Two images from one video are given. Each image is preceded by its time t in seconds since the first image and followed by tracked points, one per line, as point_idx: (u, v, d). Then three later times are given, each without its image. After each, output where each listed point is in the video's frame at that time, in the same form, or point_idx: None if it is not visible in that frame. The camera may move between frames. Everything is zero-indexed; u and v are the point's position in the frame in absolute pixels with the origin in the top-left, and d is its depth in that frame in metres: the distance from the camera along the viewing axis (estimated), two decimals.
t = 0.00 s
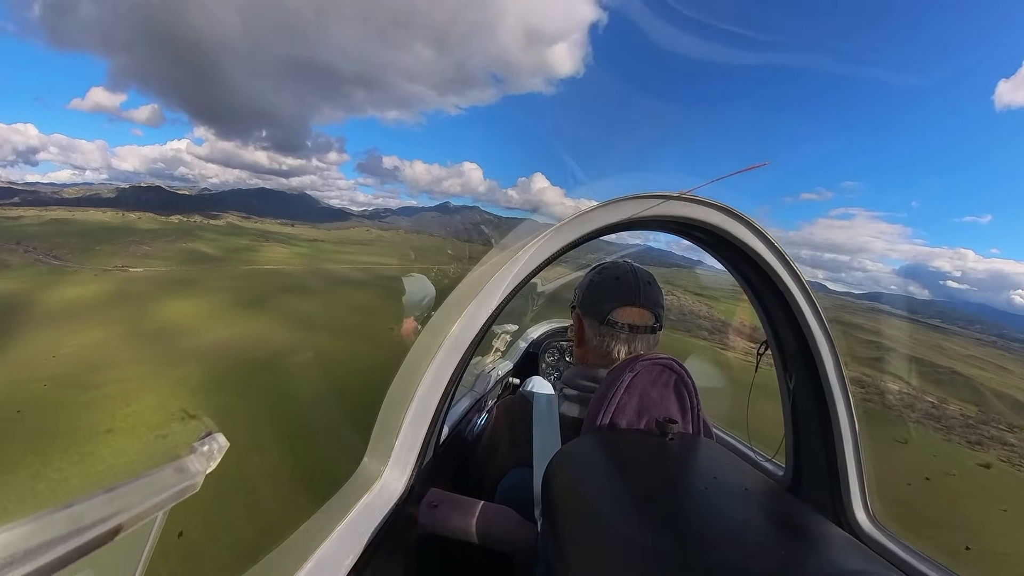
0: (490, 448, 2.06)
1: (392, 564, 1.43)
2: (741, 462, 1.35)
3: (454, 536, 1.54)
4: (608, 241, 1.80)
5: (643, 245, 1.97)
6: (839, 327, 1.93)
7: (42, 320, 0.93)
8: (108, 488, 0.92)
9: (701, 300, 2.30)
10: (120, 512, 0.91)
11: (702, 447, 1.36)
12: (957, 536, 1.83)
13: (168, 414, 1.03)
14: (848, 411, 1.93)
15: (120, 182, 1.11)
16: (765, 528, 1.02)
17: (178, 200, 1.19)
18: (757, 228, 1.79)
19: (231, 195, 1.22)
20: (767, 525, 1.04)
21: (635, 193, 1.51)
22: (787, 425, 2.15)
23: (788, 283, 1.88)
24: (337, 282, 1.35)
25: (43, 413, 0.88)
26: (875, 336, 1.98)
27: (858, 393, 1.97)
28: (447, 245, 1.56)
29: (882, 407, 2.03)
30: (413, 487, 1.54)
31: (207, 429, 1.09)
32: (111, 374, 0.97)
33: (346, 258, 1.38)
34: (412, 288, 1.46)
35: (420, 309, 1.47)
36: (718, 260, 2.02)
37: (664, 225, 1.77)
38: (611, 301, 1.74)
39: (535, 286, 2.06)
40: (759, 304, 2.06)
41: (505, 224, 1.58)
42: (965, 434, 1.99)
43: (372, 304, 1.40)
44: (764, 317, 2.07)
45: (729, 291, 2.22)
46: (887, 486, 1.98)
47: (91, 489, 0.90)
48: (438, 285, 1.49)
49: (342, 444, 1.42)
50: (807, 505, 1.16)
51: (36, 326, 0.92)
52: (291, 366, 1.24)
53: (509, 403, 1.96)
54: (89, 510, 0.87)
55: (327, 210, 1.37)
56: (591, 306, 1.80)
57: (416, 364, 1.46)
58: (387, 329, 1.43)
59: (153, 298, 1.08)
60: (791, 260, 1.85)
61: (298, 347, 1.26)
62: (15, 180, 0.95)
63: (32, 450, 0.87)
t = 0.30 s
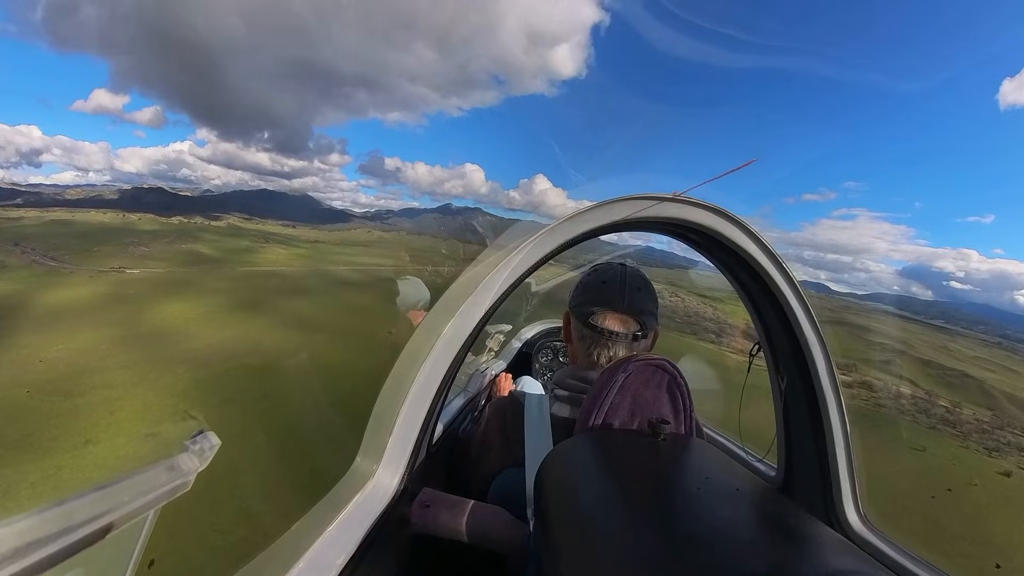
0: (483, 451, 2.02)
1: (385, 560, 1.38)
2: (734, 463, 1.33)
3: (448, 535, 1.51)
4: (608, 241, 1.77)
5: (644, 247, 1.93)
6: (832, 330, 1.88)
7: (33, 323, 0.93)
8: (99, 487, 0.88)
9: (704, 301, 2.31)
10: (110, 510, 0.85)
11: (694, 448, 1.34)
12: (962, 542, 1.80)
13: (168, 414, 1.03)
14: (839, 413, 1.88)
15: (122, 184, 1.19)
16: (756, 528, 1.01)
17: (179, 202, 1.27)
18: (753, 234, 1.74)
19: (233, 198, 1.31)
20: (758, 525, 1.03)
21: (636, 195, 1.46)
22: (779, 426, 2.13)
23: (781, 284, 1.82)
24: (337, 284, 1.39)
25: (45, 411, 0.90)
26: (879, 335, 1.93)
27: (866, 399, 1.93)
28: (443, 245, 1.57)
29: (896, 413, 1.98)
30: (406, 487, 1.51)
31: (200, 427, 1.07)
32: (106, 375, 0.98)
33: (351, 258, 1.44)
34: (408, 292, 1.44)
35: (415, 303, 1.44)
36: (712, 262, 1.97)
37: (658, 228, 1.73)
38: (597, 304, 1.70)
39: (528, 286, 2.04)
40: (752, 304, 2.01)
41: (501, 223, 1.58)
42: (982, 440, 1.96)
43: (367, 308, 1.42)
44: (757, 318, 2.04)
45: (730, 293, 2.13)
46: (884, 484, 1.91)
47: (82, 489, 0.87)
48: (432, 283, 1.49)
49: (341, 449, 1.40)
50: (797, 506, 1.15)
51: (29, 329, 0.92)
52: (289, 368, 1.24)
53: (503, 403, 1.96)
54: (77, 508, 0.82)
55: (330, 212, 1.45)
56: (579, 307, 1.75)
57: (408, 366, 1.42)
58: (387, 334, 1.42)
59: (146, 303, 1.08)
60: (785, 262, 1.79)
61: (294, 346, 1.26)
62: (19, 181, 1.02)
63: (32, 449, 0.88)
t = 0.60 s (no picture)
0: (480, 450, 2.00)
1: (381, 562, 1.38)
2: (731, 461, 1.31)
3: (445, 536, 1.50)
4: (608, 241, 1.75)
5: (647, 248, 1.92)
6: (828, 332, 1.87)
7: (27, 325, 0.91)
8: (94, 489, 0.90)
9: (711, 304, 2.24)
10: (103, 516, 0.88)
11: (690, 446, 1.33)
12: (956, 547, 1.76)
13: (167, 415, 1.02)
14: (835, 412, 1.89)
15: (125, 185, 1.18)
16: (753, 525, 0.99)
17: (181, 204, 1.25)
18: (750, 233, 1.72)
19: (236, 200, 1.30)
20: (755, 522, 1.01)
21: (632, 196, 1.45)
22: (776, 426, 2.11)
23: (777, 284, 1.80)
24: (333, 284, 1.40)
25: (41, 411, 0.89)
26: (891, 338, 1.90)
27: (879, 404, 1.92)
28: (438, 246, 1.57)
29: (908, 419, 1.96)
30: (402, 489, 1.50)
31: (196, 431, 1.06)
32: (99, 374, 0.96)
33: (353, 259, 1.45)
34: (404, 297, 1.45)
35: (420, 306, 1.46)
36: (708, 261, 1.95)
37: (653, 228, 1.70)
38: (593, 303, 1.68)
39: (525, 287, 2.02)
40: (748, 303, 1.99)
41: (498, 224, 1.56)
42: (1000, 446, 1.95)
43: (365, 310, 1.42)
44: (752, 316, 2.02)
45: (728, 294, 2.09)
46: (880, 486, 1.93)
47: (75, 493, 0.88)
48: (428, 285, 1.49)
49: (338, 449, 1.41)
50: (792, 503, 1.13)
51: (22, 330, 0.91)
52: (285, 370, 1.23)
53: (500, 402, 1.91)
54: (71, 513, 0.85)
55: (333, 213, 1.44)
56: (575, 305, 1.74)
57: (407, 366, 1.43)
58: (386, 339, 1.43)
59: (143, 306, 1.07)
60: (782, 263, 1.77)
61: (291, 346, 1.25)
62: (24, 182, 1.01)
63: (29, 453, 0.87)
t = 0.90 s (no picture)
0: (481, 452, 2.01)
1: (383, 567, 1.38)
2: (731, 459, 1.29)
3: (448, 539, 1.49)
4: (610, 241, 1.73)
5: (649, 249, 1.91)
6: (829, 332, 1.82)
7: (23, 326, 0.91)
8: (92, 497, 0.89)
9: (715, 305, 2.20)
10: (101, 523, 0.87)
11: (691, 445, 1.31)
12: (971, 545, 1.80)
13: (161, 417, 1.01)
14: (836, 411, 1.85)
15: (127, 187, 1.16)
16: (753, 523, 0.97)
17: (185, 205, 1.22)
18: (748, 233, 1.69)
19: (238, 201, 1.26)
20: (756, 520, 0.99)
21: (629, 196, 1.44)
22: (776, 425, 2.08)
23: (776, 284, 1.77)
24: (331, 286, 1.38)
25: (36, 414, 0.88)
26: (907, 342, 1.90)
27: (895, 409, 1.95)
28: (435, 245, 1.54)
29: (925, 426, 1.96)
30: (402, 491, 1.49)
31: (194, 436, 1.06)
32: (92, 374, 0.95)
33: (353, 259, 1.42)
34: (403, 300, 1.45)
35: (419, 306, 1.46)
36: (706, 260, 1.91)
37: (649, 228, 1.68)
38: (594, 303, 1.67)
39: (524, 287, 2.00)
40: (746, 301, 1.95)
41: (497, 225, 1.54)
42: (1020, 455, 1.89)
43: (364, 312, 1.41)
44: (751, 314, 1.98)
45: (727, 295, 2.07)
46: (880, 484, 1.93)
47: (73, 500, 0.87)
48: (426, 287, 1.48)
49: (338, 450, 1.41)
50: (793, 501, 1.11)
51: (20, 332, 0.91)
52: (282, 372, 1.22)
53: (500, 403, 1.92)
54: (69, 520, 0.84)
55: (335, 214, 1.38)
56: (577, 305, 1.72)
57: (408, 366, 1.43)
58: (384, 342, 1.42)
59: (136, 307, 1.08)
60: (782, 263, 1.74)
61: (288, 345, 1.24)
62: (24, 183, 1.00)
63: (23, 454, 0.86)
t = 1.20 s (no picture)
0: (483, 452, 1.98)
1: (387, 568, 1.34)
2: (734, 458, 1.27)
3: (451, 540, 1.47)
4: (612, 242, 1.72)
5: (652, 250, 1.89)
6: (832, 331, 1.79)
7: (15, 327, 0.90)
8: (93, 500, 0.85)
9: (719, 306, 2.18)
10: (106, 525, 0.83)
11: (693, 445, 1.28)
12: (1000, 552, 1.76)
13: (159, 416, 1.00)
14: (836, 405, 1.82)
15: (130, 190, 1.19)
16: (755, 521, 0.96)
17: (185, 206, 1.24)
18: (750, 231, 1.67)
19: (240, 203, 1.29)
20: (758, 518, 0.97)
21: (629, 194, 1.43)
22: (779, 422, 2.06)
23: (779, 283, 1.74)
24: (330, 288, 1.39)
25: (33, 415, 0.87)
26: (915, 346, 1.90)
27: (911, 415, 1.96)
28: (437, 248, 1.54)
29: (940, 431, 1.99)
30: (405, 490, 1.46)
31: (195, 437, 1.02)
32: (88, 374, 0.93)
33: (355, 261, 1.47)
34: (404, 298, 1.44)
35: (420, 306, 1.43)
36: (708, 258, 1.90)
37: (650, 227, 1.66)
38: (598, 303, 1.65)
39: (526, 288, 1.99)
40: (748, 298, 1.93)
41: (501, 224, 1.55)
42: None
43: (365, 314, 1.41)
44: (752, 312, 1.95)
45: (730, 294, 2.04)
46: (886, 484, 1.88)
47: (75, 502, 0.84)
48: (427, 288, 1.47)
49: (340, 450, 1.39)
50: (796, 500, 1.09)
51: (12, 333, 0.90)
52: (285, 374, 1.22)
53: (503, 403, 1.89)
54: (72, 522, 0.80)
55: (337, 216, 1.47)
56: (581, 305, 1.71)
57: (406, 369, 1.41)
58: (381, 346, 1.42)
59: (134, 307, 1.06)
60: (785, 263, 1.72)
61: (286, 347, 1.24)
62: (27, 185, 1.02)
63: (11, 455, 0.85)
